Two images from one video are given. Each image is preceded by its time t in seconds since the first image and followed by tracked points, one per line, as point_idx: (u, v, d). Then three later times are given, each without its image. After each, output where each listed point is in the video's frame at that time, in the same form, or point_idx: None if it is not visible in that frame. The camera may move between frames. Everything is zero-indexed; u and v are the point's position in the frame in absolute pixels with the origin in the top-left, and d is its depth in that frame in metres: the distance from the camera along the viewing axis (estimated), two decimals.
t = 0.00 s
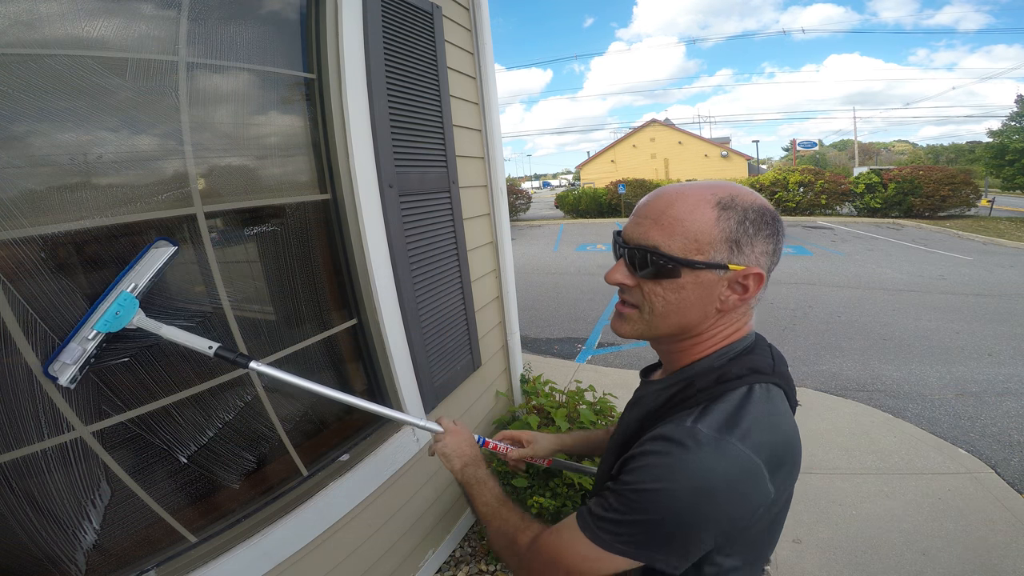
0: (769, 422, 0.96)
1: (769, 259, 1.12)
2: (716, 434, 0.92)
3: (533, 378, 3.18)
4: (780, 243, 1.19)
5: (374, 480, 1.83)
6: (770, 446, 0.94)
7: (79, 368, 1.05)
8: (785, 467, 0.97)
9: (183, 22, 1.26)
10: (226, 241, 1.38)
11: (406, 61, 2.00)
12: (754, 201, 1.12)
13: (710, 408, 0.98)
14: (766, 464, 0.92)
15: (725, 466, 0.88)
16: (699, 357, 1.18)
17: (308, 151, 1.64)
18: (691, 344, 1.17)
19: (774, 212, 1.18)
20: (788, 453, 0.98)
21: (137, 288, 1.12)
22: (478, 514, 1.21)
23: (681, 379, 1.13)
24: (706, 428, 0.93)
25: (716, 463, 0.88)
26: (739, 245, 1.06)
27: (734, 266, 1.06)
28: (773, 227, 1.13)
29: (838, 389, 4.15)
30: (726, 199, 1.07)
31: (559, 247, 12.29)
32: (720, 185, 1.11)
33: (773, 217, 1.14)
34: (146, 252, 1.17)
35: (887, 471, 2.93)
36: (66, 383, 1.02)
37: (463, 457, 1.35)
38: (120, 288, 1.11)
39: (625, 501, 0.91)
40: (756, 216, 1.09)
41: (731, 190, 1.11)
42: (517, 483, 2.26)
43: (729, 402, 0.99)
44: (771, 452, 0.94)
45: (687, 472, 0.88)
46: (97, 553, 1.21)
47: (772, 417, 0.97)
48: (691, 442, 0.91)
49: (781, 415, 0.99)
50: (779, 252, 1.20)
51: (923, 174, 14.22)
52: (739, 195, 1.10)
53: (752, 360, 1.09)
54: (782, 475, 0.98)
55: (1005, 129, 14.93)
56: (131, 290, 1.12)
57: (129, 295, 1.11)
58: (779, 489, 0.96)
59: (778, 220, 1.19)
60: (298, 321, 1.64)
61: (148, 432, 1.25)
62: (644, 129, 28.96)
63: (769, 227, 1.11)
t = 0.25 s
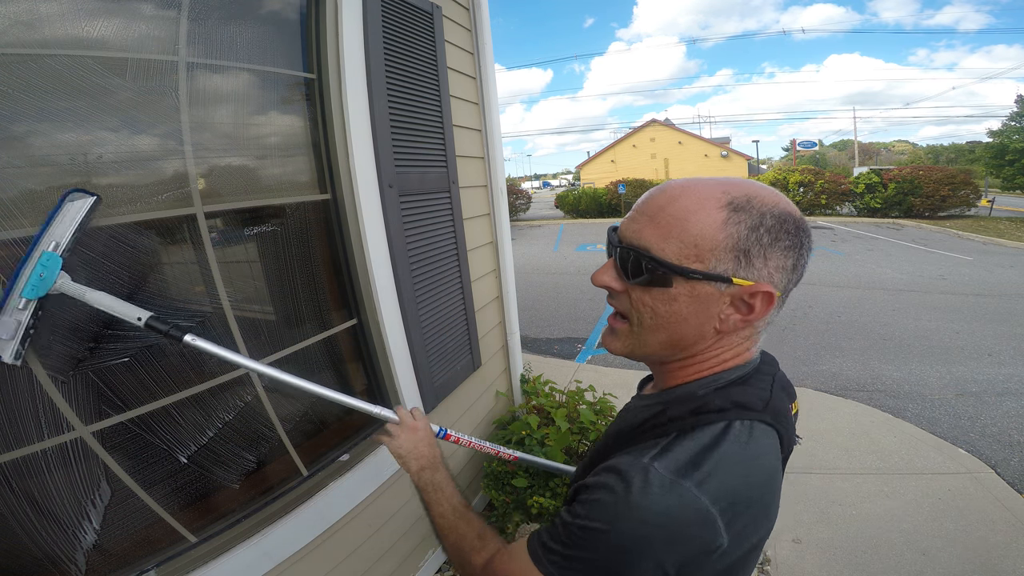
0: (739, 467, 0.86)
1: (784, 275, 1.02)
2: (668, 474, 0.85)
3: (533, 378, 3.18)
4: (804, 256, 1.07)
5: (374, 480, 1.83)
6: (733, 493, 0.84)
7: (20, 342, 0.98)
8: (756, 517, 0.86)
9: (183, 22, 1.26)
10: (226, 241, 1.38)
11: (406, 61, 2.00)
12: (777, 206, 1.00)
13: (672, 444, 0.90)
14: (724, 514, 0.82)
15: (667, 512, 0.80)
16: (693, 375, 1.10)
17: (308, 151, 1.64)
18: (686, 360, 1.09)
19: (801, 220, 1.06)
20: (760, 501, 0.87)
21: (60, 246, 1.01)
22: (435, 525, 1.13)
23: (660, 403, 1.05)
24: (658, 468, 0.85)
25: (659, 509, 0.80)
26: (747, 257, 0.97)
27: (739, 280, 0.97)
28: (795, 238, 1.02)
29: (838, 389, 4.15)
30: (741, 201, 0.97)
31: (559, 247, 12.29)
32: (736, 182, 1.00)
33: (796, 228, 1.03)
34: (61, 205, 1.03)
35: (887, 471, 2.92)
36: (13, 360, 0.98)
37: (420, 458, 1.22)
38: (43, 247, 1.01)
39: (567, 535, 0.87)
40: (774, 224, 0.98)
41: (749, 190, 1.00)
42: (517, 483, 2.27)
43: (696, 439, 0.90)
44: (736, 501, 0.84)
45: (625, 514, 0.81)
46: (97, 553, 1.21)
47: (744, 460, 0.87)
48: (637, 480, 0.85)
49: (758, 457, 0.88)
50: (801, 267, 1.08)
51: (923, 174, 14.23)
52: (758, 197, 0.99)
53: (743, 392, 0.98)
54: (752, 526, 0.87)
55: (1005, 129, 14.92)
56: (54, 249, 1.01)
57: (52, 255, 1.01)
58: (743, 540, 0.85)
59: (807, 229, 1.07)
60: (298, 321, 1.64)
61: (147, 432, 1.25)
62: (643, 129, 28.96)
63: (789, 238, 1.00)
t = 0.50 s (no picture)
0: (722, 501, 0.82)
1: (795, 285, 1.00)
2: (643, 502, 0.82)
3: (533, 378, 3.18)
4: (819, 265, 1.04)
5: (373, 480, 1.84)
6: (713, 530, 0.80)
7: None
8: (736, 556, 0.82)
9: (183, 22, 1.26)
10: (226, 241, 1.38)
11: (406, 61, 2.00)
12: (789, 210, 0.98)
13: (655, 471, 0.88)
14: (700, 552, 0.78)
15: (637, 542, 0.77)
16: (693, 387, 1.08)
17: (307, 151, 1.64)
18: (686, 372, 1.08)
19: (818, 225, 1.03)
20: (743, 541, 0.83)
21: None
22: (377, 523, 1.03)
23: (652, 424, 1.02)
24: (635, 495, 0.83)
25: (627, 538, 0.78)
26: (754, 265, 0.95)
27: (745, 292, 0.96)
28: (808, 246, 1.00)
29: (838, 389, 4.15)
30: (749, 205, 0.95)
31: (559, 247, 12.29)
32: (746, 184, 0.98)
33: (812, 233, 1.00)
34: None
35: (887, 471, 2.92)
36: None
37: (364, 446, 1.09)
38: None
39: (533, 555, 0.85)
40: (786, 229, 0.96)
41: (759, 192, 0.98)
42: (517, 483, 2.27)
43: (680, 469, 0.86)
44: (714, 539, 0.79)
45: (593, 540, 0.79)
46: (97, 553, 1.21)
47: (728, 495, 0.83)
48: (611, 505, 0.82)
49: (744, 492, 0.84)
50: (816, 276, 1.05)
51: (923, 174, 14.23)
52: (768, 200, 0.97)
53: (739, 420, 0.94)
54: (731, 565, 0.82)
55: (1005, 129, 14.92)
56: None
57: None
58: None
59: (824, 235, 1.04)
60: (298, 321, 1.64)
61: (147, 432, 1.25)
62: (643, 129, 28.96)
63: (801, 245, 0.98)
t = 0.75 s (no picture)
0: (715, 505, 0.81)
1: (814, 286, 1.00)
2: (636, 497, 0.82)
3: (533, 378, 3.18)
4: (839, 267, 1.04)
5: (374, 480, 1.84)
6: (702, 533, 0.79)
7: None
8: (723, 562, 0.81)
9: (183, 22, 1.26)
10: (226, 241, 1.38)
11: (406, 61, 2.00)
12: (809, 210, 0.98)
13: (651, 470, 0.88)
14: (686, 552, 0.78)
15: (624, 535, 0.78)
16: (708, 387, 1.08)
17: (308, 151, 1.64)
18: (700, 371, 1.08)
19: (839, 226, 1.03)
20: (731, 548, 0.82)
21: None
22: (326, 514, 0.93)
23: (655, 426, 1.02)
24: (628, 490, 0.83)
25: (615, 531, 0.78)
26: (773, 264, 0.95)
27: (762, 291, 0.96)
28: (828, 246, 0.99)
29: (838, 389, 4.15)
30: (768, 204, 0.95)
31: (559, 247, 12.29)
32: (766, 183, 0.98)
33: (832, 234, 1.00)
34: None
35: (887, 471, 2.92)
36: None
37: (279, 432, 0.89)
38: None
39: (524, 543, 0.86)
40: (806, 229, 0.96)
41: (779, 191, 0.98)
42: (517, 482, 2.28)
43: (677, 470, 0.86)
44: (702, 541, 0.79)
45: (581, 531, 0.80)
46: (97, 553, 1.21)
47: (722, 500, 0.82)
48: (604, 499, 0.83)
49: (738, 498, 0.83)
50: (836, 279, 1.05)
51: (923, 174, 14.23)
52: (787, 202, 0.97)
53: (744, 426, 0.93)
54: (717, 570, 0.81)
55: (1005, 129, 14.91)
56: None
57: None
58: None
59: (844, 236, 1.04)
60: (298, 320, 1.64)
61: (147, 432, 1.25)
62: (643, 129, 28.96)
63: (821, 245, 0.98)
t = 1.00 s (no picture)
0: (721, 492, 0.82)
1: (821, 281, 1.00)
2: (643, 482, 0.83)
3: (533, 378, 3.18)
4: (843, 263, 1.05)
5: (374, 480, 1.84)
6: (707, 519, 0.80)
7: None
8: (726, 548, 0.82)
9: (182, 22, 1.26)
10: (226, 241, 1.38)
11: (406, 61, 2.00)
12: (816, 209, 0.99)
13: (659, 456, 0.89)
14: (690, 535, 0.79)
15: (631, 518, 0.79)
16: (715, 380, 1.08)
17: (307, 151, 1.64)
18: (709, 363, 1.08)
19: (844, 225, 1.04)
20: (735, 534, 0.83)
21: None
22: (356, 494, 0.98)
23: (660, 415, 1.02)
24: (636, 475, 0.84)
25: (621, 513, 0.80)
26: (782, 259, 0.96)
27: (771, 285, 0.96)
28: (833, 243, 1.00)
29: (838, 389, 4.15)
30: (777, 202, 0.95)
31: (559, 247, 12.29)
32: (774, 183, 0.99)
33: (837, 231, 1.01)
34: None
35: (887, 471, 2.92)
36: None
37: (321, 421, 1.00)
38: None
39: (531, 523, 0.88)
40: (812, 226, 0.97)
41: (787, 191, 0.99)
42: (517, 482, 2.28)
43: (684, 457, 0.87)
44: (706, 525, 0.80)
45: (588, 512, 0.81)
46: (97, 553, 1.21)
47: (727, 487, 0.83)
48: (611, 482, 0.84)
49: (743, 486, 0.84)
50: (840, 274, 1.06)
51: (923, 174, 14.23)
52: (795, 199, 0.98)
53: (749, 415, 0.93)
54: (720, 555, 0.83)
55: (1005, 129, 14.91)
56: None
57: None
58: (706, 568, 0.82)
59: (849, 234, 1.05)
60: (298, 320, 1.64)
61: (148, 432, 1.25)
62: (643, 129, 28.96)
63: (827, 242, 0.99)
